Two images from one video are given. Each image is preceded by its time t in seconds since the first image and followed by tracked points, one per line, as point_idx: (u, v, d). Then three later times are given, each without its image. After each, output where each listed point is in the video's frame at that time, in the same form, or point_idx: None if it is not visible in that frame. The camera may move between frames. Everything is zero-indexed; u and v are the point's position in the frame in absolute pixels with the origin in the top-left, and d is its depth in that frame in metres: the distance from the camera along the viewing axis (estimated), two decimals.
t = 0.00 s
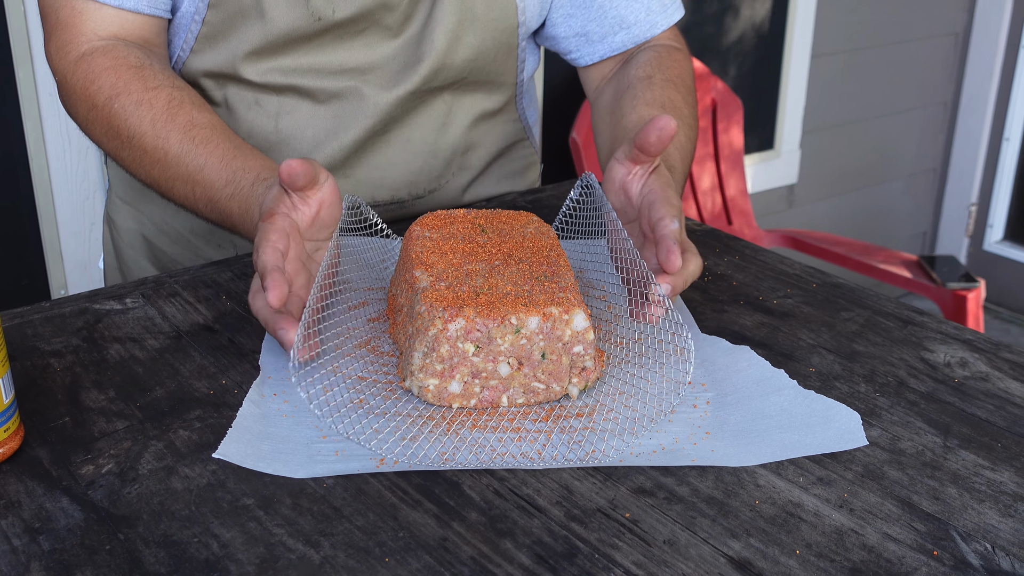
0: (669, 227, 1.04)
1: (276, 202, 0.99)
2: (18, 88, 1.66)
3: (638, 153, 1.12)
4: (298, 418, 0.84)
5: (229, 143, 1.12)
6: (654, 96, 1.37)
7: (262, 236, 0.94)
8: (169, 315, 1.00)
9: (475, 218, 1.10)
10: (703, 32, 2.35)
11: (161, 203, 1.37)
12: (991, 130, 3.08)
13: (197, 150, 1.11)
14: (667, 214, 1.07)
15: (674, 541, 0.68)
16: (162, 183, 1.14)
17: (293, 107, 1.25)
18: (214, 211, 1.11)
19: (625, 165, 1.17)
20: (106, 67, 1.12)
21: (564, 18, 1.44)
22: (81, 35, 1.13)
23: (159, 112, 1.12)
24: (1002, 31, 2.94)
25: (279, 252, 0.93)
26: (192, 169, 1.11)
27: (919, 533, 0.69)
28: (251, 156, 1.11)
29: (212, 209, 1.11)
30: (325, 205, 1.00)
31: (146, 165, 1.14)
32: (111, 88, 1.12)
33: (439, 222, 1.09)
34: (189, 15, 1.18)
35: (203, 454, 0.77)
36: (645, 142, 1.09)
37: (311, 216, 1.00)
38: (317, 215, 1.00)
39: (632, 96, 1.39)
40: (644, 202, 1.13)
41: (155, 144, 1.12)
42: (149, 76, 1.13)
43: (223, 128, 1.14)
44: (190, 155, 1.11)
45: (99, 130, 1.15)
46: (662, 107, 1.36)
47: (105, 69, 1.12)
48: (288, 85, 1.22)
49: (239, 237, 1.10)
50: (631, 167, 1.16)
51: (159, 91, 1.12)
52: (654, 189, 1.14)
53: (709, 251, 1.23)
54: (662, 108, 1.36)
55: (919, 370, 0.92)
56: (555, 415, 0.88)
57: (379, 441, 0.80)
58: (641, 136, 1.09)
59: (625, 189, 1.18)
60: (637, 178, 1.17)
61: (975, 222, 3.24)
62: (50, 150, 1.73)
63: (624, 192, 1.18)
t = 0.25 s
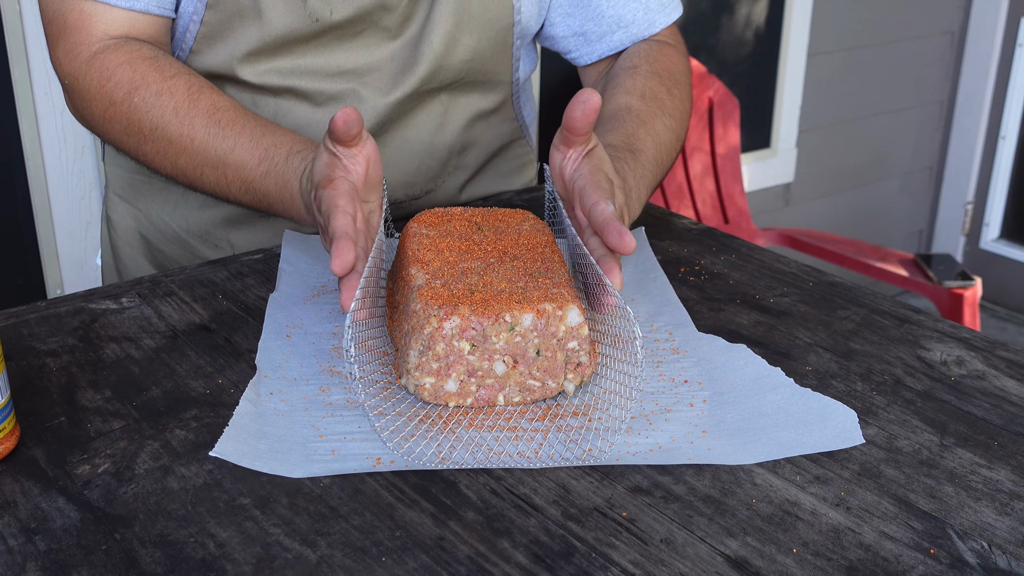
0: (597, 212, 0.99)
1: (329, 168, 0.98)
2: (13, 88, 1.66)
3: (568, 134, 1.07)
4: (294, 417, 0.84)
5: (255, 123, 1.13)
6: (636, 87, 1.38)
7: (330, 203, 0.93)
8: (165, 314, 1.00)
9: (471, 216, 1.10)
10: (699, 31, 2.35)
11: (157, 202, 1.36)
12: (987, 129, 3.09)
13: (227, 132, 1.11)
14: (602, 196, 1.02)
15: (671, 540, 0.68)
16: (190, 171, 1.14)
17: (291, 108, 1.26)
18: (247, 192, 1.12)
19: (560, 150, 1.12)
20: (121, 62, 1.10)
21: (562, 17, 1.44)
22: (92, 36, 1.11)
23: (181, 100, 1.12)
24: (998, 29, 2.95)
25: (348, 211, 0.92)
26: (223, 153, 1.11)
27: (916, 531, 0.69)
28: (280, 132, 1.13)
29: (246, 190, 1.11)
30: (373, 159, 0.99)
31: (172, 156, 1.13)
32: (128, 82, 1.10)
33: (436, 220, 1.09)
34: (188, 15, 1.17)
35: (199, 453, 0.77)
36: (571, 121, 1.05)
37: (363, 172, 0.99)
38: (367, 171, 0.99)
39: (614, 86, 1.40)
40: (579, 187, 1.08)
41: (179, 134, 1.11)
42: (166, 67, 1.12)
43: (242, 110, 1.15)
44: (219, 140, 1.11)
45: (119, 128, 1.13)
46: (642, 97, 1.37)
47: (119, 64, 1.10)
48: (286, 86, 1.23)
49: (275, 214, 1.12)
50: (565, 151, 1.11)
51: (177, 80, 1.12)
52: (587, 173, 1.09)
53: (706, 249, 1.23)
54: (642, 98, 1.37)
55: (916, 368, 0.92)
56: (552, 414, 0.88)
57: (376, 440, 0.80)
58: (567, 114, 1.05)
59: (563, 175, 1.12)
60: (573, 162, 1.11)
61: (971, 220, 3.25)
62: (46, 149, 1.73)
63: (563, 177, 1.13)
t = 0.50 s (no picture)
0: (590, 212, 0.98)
1: (326, 169, 0.97)
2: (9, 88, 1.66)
3: (560, 132, 1.06)
4: (290, 418, 0.83)
5: (251, 122, 1.13)
6: (628, 89, 1.38)
7: (327, 204, 0.92)
8: (161, 314, 1.00)
9: (467, 216, 1.10)
10: (696, 30, 2.35)
11: (154, 203, 1.36)
12: (984, 128, 3.10)
13: (222, 132, 1.11)
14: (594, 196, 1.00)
15: (667, 541, 0.68)
16: (186, 172, 1.13)
17: (288, 112, 1.25)
18: (244, 192, 1.11)
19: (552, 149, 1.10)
20: (116, 63, 1.10)
21: (559, 22, 1.42)
22: (86, 37, 1.11)
23: (175, 101, 1.11)
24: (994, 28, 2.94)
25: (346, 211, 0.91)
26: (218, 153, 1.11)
27: (912, 532, 0.69)
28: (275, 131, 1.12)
29: (242, 189, 1.11)
30: (370, 161, 0.98)
31: (167, 157, 1.13)
32: (122, 84, 1.10)
33: (432, 220, 1.09)
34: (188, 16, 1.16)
35: (195, 454, 0.77)
36: (565, 118, 1.03)
37: (360, 174, 0.98)
38: (364, 172, 0.98)
39: (607, 87, 1.40)
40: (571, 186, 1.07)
41: (174, 134, 1.11)
42: (160, 67, 1.12)
43: (237, 109, 1.15)
44: (213, 141, 1.11)
45: (113, 130, 1.12)
46: (635, 100, 1.37)
47: (114, 66, 1.10)
48: (283, 90, 1.23)
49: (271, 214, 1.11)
50: (557, 150, 1.09)
51: (172, 80, 1.12)
52: (579, 172, 1.08)
53: (702, 249, 1.23)
54: (636, 100, 1.37)
55: (912, 368, 0.92)
56: (548, 414, 0.88)
57: (372, 441, 0.80)
58: (561, 111, 1.03)
59: (553, 174, 1.11)
60: (565, 161, 1.10)
61: (968, 219, 3.25)
62: (42, 148, 1.73)
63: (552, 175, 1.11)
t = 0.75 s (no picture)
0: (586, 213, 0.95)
1: (326, 170, 0.96)
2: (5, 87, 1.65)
3: (558, 132, 1.03)
4: (287, 419, 0.83)
5: (248, 123, 1.12)
6: (629, 92, 1.38)
7: (331, 205, 0.91)
8: (157, 315, 1.00)
9: (465, 216, 1.10)
10: (693, 29, 2.35)
11: (151, 203, 1.36)
12: (981, 127, 3.10)
13: (218, 132, 1.11)
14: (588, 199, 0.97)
15: (664, 542, 0.68)
16: (183, 173, 1.13)
17: (287, 113, 1.25)
18: (240, 192, 1.11)
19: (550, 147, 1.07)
20: (113, 63, 1.10)
21: (561, 24, 1.43)
22: (83, 38, 1.11)
23: (172, 101, 1.11)
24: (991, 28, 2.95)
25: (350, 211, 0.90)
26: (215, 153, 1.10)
27: (909, 533, 0.69)
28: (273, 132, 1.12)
29: (238, 190, 1.11)
30: (370, 161, 0.97)
31: (164, 157, 1.12)
32: (118, 84, 1.10)
33: (429, 219, 1.08)
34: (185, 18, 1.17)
35: (191, 455, 0.76)
36: (563, 118, 1.01)
37: (360, 174, 0.97)
38: (364, 173, 0.97)
39: (607, 90, 1.40)
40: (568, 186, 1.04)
41: (171, 134, 1.11)
42: (157, 67, 1.12)
43: (234, 109, 1.14)
44: (210, 141, 1.10)
45: (110, 130, 1.12)
46: (636, 102, 1.36)
47: (111, 66, 1.10)
48: (282, 92, 1.22)
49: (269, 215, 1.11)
50: (555, 149, 1.06)
51: (169, 81, 1.11)
52: (577, 173, 1.05)
53: (699, 249, 1.23)
54: (636, 102, 1.37)
55: (909, 369, 0.92)
56: (545, 415, 0.88)
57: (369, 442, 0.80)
58: (560, 110, 1.01)
59: (550, 173, 1.08)
60: (563, 160, 1.07)
61: (965, 217, 3.25)
62: (38, 148, 1.72)
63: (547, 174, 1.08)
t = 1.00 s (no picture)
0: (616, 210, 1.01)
1: (307, 172, 0.97)
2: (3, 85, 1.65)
3: (586, 130, 1.09)
4: (284, 418, 0.83)
5: (237, 122, 1.11)
6: (633, 93, 1.37)
7: (304, 209, 0.93)
8: (154, 313, 0.99)
9: (463, 214, 1.10)
10: (692, 28, 2.35)
11: (148, 202, 1.35)
12: (979, 126, 3.09)
13: (206, 131, 1.10)
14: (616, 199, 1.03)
15: (662, 541, 0.67)
16: (172, 170, 1.12)
17: (285, 111, 1.24)
18: (227, 191, 1.10)
19: (573, 146, 1.13)
20: (104, 60, 1.10)
21: (557, 24, 1.43)
22: (76, 34, 1.11)
23: (162, 99, 1.10)
24: (989, 27, 2.94)
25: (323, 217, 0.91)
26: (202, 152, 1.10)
27: (908, 531, 0.69)
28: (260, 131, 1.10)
29: (225, 188, 1.10)
30: (354, 168, 0.96)
31: (154, 155, 1.12)
32: (110, 81, 1.09)
33: (427, 218, 1.08)
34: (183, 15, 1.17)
35: (188, 454, 0.76)
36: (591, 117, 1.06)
37: (342, 180, 0.96)
38: (348, 179, 0.96)
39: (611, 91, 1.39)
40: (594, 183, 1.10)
41: (160, 132, 1.10)
42: (148, 65, 1.11)
43: (225, 108, 1.13)
44: (198, 139, 1.10)
45: (100, 126, 1.12)
46: (639, 104, 1.36)
47: (102, 62, 1.09)
48: (280, 90, 1.22)
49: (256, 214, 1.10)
50: (579, 147, 1.13)
51: (159, 78, 1.11)
52: (602, 170, 1.12)
53: (698, 247, 1.23)
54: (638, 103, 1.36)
55: (908, 367, 0.92)
56: (543, 414, 0.88)
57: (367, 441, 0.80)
58: (589, 110, 1.06)
59: (573, 171, 1.15)
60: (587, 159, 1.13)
61: (963, 216, 3.24)
62: (35, 147, 1.72)
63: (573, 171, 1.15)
